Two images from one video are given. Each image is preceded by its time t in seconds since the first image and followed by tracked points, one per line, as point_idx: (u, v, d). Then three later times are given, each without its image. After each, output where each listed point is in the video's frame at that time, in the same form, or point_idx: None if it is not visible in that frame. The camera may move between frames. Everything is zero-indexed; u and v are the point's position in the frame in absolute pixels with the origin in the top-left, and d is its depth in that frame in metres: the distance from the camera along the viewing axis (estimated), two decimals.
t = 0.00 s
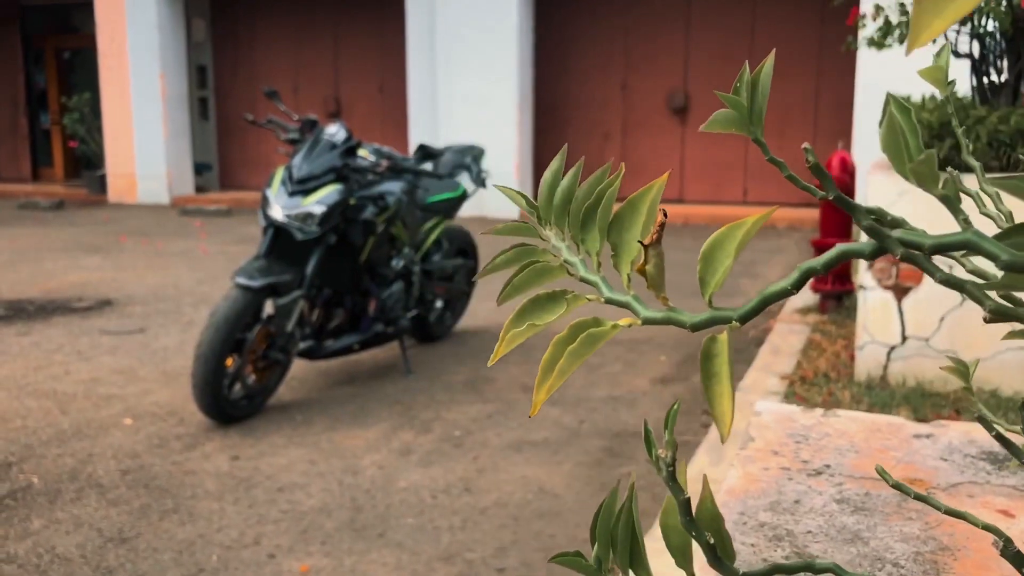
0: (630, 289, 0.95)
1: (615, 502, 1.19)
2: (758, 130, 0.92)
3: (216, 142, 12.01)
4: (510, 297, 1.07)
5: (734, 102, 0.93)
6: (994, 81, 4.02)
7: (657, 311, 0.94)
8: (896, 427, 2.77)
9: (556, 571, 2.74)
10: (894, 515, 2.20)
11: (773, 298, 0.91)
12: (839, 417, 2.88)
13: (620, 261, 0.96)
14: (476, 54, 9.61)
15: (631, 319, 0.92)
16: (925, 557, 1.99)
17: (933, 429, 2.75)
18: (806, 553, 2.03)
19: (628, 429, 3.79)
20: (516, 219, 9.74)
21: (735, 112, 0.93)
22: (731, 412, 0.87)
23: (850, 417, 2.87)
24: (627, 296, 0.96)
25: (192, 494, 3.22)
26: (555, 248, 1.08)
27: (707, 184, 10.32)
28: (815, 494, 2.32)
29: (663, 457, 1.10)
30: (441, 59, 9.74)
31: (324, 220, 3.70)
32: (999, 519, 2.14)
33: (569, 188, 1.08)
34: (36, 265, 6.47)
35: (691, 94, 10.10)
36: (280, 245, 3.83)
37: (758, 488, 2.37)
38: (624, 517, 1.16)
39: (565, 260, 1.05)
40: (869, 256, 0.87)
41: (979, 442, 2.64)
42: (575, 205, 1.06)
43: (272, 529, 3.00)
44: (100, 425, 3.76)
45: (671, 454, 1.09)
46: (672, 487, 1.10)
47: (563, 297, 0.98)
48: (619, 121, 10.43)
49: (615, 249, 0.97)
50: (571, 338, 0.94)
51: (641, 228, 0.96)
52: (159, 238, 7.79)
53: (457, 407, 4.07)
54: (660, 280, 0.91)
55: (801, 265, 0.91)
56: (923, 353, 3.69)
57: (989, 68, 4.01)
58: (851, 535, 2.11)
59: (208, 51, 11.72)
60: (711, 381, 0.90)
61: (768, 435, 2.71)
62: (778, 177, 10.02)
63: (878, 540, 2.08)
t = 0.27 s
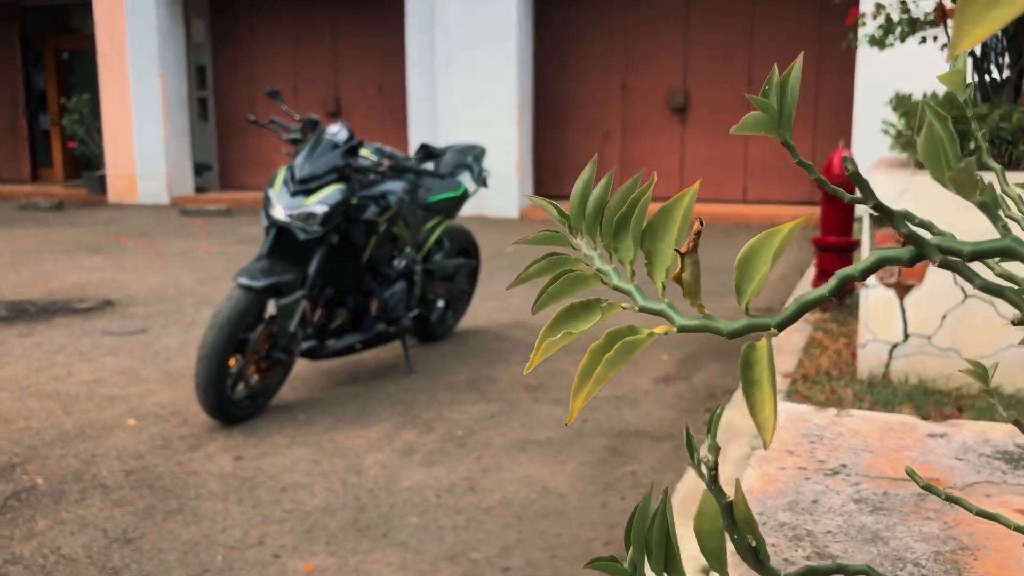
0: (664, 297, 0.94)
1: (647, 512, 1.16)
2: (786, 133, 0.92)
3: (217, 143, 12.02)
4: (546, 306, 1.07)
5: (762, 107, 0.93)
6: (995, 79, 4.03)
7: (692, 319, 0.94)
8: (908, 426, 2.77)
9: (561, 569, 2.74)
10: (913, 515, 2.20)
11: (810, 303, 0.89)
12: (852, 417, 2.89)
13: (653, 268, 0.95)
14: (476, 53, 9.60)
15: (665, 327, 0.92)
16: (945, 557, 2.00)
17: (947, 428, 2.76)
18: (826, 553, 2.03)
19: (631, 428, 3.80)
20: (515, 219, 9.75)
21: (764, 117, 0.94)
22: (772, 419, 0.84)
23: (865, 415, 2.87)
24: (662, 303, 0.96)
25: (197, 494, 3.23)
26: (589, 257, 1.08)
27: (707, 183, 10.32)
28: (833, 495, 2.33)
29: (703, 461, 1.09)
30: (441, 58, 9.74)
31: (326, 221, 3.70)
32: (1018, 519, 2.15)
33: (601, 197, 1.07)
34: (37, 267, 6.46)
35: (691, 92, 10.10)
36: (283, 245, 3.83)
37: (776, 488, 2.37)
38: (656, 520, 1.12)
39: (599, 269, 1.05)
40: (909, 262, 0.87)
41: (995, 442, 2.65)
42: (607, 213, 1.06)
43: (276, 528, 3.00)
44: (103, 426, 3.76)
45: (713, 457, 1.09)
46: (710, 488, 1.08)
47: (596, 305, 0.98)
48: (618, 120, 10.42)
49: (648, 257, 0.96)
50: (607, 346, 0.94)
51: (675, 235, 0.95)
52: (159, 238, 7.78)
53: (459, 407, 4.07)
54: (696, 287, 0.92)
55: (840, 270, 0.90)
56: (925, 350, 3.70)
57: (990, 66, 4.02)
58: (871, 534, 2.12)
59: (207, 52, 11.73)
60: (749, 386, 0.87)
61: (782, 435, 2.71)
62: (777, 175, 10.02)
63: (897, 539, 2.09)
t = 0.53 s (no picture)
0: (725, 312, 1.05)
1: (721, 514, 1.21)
2: (839, 140, 1.03)
3: (218, 142, 12.02)
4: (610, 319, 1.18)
5: (815, 117, 1.04)
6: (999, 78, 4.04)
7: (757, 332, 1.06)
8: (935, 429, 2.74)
9: (571, 569, 2.75)
10: (947, 520, 2.22)
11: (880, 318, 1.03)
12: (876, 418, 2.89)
13: (715, 283, 1.06)
14: (478, 52, 9.60)
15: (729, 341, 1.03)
16: (982, 564, 2.02)
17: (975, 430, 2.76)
18: (865, 561, 2.06)
19: (637, 427, 3.81)
20: (518, 218, 9.75)
21: (817, 126, 1.05)
22: (848, 436, 0.97)
23: (890, 418, 2.87)
24: (724, 318, 1.07)
25: (204, 495, 3.23)
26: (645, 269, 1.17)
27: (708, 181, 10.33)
28: (866, 499, 2.34)
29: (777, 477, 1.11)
30: (442, 58, 9.74)
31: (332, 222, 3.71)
32: None
33: (656, 214, 1.16)
34: (40, 267, 6.45)
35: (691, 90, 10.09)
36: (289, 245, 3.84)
37: (809, 491, 2.38)
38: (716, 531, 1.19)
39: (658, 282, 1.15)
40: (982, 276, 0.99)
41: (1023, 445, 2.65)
42: (664, 228, 1.14)
43: (284, 529, 3.00)
44: (110, 427, 3.76)
45: (789, 474, 1.11)
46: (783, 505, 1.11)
47: (660, 321, 1.10)
48: (619, 119, 10.42)
49: (710, 271, 1.06)
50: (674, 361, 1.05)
51: (736, 250, 1.05)
52: (162, 239, 7.76)
53: (464, 406, 4.07)
54: (760, 303, 1.03)
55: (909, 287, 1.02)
56: (931, 348, 3.69)
57: (993, 64, 4.03)
58: (907, 539, 2.14)
59: (208, 51, 11.75)
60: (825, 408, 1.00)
61: (811, 438, 2.69)
62: (778, 173, 10.01)
63: (933, 545, 2.11)
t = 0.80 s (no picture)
0: (783, 323, 1.15)
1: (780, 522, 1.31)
2: (883, 152, 1.14)
3: (220, 146, 12.03)
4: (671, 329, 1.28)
5: (861, 129, 1.15)
6: (1002, 80, 4.06)
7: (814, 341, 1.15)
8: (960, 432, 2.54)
9: (578, 571, 2.75)
10: (977, 526, 2.17)
11: (938, 331, 1.11)
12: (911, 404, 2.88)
13: (769, 292, 1.14)
14: (478, 54, 9.61)
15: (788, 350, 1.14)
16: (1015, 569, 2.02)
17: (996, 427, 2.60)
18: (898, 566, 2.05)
19: (642, 429, 3.84)
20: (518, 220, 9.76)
21: (862, 136, 1.16)
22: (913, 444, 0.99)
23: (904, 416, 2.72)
24: (780, 329, 1.16)
25: (211, 497, 3.24)
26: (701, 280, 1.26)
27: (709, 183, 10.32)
28: (893, 505, 2.25)
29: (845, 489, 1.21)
30: (443, 61, 9.76)
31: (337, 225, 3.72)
32: None
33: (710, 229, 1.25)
34: (44, 270, 6.46)
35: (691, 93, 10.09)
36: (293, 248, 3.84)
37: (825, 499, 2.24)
38: (767, 538, 1.29)
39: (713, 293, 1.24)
40: None
41: None
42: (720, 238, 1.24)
43: (291, 532, 3.01)
44: (116, 429, 3.77)
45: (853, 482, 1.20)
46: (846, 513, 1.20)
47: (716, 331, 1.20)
48: (620, 122, 10.43)
49: (768, 281, 1.15)
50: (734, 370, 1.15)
51: (791, 259, 1.13)
52: (164, 242, 7.77)
53: (469, 409, 4.08)
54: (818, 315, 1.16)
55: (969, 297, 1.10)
56: (934, 351, 3.74)
57: (996, 67, 4.05)
58: (939, 546, 2.12)
59: (210, 55, 11.76)
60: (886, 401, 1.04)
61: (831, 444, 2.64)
62: (779, 176, 10.02)
63: (966, 551, 2.09)
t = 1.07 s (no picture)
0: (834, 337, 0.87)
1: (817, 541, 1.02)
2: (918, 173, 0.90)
3: (221, 150, 12.09)
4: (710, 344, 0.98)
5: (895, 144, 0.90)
6: (998, 85, 4.08)
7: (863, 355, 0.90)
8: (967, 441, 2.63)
9: (583, 572, 2.79)
10: (1000, 534, 2.27)
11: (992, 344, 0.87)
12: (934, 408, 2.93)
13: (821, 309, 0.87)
14: (478, 59, 9.66)
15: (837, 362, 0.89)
16: None
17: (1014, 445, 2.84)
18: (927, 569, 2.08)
19: (643, 431, 3.87)
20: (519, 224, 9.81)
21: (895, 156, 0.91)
22: (970, 454, 0.77)
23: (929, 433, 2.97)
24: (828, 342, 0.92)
25: (216, 500, 3.27)
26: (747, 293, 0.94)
27: (706, 187, 10.34)
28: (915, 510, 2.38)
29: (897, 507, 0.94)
30: (443, 66, 9.80)
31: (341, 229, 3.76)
32: None
33: (761, 230, 0.95)
34: (48, 274, 6.50)
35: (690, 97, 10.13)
36: (298, 253, 3.88)
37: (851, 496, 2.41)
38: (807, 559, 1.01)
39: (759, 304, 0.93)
40: None
41: None
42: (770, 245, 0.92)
43: (297, 534, 3.04)
44: (122, 433, 3.80)
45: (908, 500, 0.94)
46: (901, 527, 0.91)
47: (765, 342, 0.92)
48: (618, 125, 10.45)
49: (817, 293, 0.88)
50: (781, 386, 0.89)
51: (845, 264, 0.86)
52: (167, 245, 7.81)
53: (472, 412, 4.12)
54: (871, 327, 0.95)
55: None
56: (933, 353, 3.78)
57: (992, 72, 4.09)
58: (965, 554, 2.17)
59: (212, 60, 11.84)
60: (940, 428, 0.80)
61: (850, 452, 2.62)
62: (777, 179, 10.06)
63: (993, 560, 2.14)
